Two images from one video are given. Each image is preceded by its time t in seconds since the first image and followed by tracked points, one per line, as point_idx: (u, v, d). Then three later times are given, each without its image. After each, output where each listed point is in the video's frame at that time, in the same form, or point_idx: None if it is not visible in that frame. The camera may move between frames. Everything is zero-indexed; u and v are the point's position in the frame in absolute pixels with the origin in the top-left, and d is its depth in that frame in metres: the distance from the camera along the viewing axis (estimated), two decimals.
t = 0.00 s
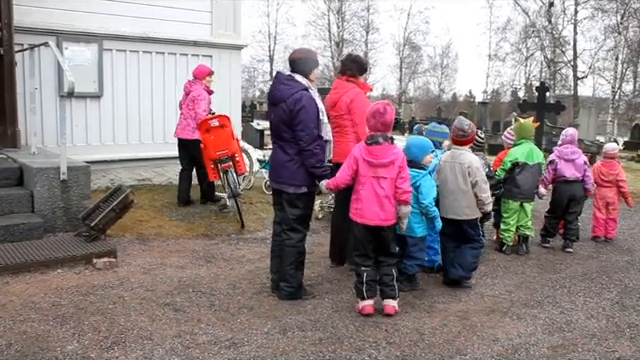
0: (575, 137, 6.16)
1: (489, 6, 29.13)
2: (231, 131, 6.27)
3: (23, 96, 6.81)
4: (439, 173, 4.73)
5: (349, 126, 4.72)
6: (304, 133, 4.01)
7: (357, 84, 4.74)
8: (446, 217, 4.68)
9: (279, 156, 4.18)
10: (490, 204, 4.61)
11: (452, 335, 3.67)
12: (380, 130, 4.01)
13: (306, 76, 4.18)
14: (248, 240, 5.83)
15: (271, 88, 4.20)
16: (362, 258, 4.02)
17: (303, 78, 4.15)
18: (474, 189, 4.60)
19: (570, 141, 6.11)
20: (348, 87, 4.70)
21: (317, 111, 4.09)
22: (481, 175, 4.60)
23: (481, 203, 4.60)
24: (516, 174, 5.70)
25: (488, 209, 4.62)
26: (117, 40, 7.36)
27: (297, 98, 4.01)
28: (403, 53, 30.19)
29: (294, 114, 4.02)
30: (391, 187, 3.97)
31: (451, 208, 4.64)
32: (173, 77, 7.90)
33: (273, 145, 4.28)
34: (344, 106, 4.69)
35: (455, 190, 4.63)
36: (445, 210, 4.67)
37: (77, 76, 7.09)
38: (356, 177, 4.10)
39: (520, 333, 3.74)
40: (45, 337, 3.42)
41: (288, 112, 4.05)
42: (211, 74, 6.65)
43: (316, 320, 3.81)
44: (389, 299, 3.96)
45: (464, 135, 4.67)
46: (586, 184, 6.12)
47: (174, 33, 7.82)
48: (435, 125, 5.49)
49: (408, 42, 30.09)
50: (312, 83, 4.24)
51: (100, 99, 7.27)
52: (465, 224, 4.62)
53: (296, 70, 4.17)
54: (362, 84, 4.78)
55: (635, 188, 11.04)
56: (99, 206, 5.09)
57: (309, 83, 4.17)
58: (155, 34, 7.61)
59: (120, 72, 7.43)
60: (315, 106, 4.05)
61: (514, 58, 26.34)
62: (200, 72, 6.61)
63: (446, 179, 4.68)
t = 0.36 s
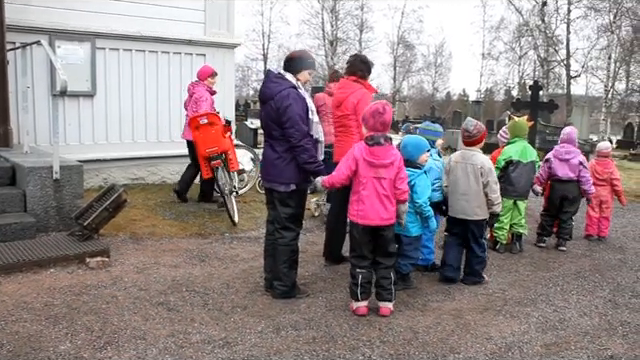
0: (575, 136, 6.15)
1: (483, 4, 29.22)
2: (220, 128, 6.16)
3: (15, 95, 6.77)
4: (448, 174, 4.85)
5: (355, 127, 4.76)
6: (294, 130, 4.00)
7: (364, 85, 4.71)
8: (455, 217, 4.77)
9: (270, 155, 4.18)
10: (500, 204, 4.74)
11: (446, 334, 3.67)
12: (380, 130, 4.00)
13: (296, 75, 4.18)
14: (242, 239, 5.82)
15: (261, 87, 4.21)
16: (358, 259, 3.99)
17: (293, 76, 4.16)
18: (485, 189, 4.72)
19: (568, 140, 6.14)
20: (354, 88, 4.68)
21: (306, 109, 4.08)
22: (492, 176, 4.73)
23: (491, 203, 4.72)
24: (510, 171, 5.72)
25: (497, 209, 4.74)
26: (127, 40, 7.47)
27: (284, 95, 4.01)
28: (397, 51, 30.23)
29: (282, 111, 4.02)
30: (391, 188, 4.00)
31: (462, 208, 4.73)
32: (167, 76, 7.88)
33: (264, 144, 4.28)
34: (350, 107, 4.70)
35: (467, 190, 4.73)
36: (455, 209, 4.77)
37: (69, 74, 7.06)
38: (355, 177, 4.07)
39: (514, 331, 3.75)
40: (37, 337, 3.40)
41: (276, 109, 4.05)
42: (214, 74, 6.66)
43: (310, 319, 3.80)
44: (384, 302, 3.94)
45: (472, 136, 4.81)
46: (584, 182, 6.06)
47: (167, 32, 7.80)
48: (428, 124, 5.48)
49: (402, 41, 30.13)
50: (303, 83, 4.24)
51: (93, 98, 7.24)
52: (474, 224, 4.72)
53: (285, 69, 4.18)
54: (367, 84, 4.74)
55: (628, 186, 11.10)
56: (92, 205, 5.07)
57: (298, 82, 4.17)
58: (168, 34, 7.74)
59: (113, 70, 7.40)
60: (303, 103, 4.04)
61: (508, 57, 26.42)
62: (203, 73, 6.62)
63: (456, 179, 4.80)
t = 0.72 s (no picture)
0: (564, 136, 6.17)
1: (474, 4, 29.33)
2: (210, 126, 6.20)
3: (5, 93, 6.72)
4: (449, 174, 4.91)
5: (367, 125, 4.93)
6: (279, 128, 3.98)
7: (377, 86, 4.96)
8: (456, 216, 4.82)
9: (256, 153, 4.18)
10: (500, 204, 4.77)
11: (437, 332, 3.68)
12: (370, 130, 3.99)
13: (287, 74, 4.18)
14: (233, 238, 5.81)
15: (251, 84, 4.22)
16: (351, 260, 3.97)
17: (283, 76, 4.17)
18: (484, 188, 4.75)
19: (556, 139, 6.17)
20: (369, 87, 4.94)
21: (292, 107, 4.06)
22: (491, 175, 4.75)
23: (490, 202, 4.75)
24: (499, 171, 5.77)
25: (497, 208, 4.77)
26: (135, 41, 7.58)
27: (271, 93, 4.01)
28: (389, 50, 30.28)
29: (267, 109, 4.01)
30: (384, 187, 4.00)
31: (462, 207, 4.77)
32: (158, 75, 7.85)
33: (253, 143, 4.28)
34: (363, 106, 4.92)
35: (466, 190, 4.77)
36: (456, 209, 4.81)
37: (59, 73, 7.01)
38: (347, 178, 4.07)
39: (505, 329, 3.76)
40: (27, 338, 3.38)
41: (263, 107, 4.05)
42: (211, 72, 6.61)
43: (301, 318, 3.80)
44: (376, 302, 3.94)
45: (472, 136, 4.88)
46: (568, 182, 6.05)
47: (159, 30, 7.77)
48: (419, 124, 5.48)
49: (394, 40, 30.19)
50: (295, 84, 4.23)
51: (84, 96, 7.20)
52: (474, 223, 4.75)
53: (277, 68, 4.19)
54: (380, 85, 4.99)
55: (618, 184, 11.19)
56: (82, 205, 5.05)
57: (287, 82, 4.17)
58: (163, 34, 7.75)
59: (104, 69, 7.36)
60: (289, 102, 4.03)
61: (499, 56, 26.53)
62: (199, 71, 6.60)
63: (455, 179, 4.85)
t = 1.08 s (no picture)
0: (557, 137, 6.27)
1: (465, 4, 29.43)
2: (197, 126, 6.12)
3: None
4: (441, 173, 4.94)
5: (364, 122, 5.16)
6: (271, 128, 3.97)
7: (374, 84, 5.20)
8: (448, 214, 4.84)
9: (249, 154, 4.17)
10: (491, 202, 4.79)
11: (428, 331, 3.69)
12: (361, 130, 3.99)
13: (278, 73, 4.18)
14: (225, 238, 5.80)
15: (242, 85, 4.22)
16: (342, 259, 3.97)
17: (274, 75, 4.16)
18: (476, 187, 4.78)
19: (551, 139, 6.21)
20: (365, 86, 5.20)
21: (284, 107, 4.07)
22: (483, 174, 4.78)
23: (482, 200, 4.78)
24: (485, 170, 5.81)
25: (489, 206, 4.80)
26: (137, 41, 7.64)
27: (262, 93, 4.01)
28: (380, 50, 30.32)
29: (259, 109, 4.01)
30: (375, 187, 4.01)
31: (453, 206, 4.79)
32: (149, 74, 7.82)
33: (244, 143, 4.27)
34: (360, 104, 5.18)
35: (458, 188, 4.79)
36: (448, 208, 4.83)
37: (49, 72, 6.97)
38: (338, 179, 4.07)
39: (496, 328, 3.78)
40: (17, 339, 3.35)
41: (255, 108, 4.05)
42: (204, 71, 6.58)
43: (292, 318, 3.80)
44: (368, 302, 3.94)
45: (463, 134, 4.87)
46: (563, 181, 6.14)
47: (149, 29, 7.74)
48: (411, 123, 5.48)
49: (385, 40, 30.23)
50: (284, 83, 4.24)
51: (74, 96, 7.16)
52: (465, 221, 4.77)
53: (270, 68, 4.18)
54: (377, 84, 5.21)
55: (608, 184, 11.26)
56: (73, 205, 5.02)
57: (278, 81, 4.17)
58: (154, 33, 7.71)
59: (94, 68, 7.32)
60: (281, 102, 4.03)
61: (491, 56, 26.64)
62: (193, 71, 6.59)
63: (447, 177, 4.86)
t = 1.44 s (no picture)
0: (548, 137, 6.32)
1: (456, 5, 29.54)
2: (181, 127, 6.05)
3: None
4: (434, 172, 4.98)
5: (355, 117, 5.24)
6: (270, 131, 3.99)
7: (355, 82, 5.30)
8: (439, 213, 4.87)
9: (248, 155, 4.17)
10: (477, 203, 4.76)
11: (419, 331, 3.70)
12: (353, 131, 4.01)
13: (268, 71, 4.19)
14: (216, 238, 5.78)
15: (237, 87, 4.20)
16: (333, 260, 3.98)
17: (267, 76, 4.17)
18: (462, 186, 4.79)
19: (543, 139, 6.23)
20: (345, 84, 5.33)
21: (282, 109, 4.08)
22: (470, 173, 4.77)
23: (468, 201, 4.76)
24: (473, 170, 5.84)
25: (475, 207, 4.76)
26: (132, 41, 7.65)
27: (261, 96, 4.01)
28: (371, 50, 30.37)
29: (259, 113, 4.02)
30: (367, 188, 4.02)
31: (442, 204, 4.83)
32: (139, 74, 7.79)
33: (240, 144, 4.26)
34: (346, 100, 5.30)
35: (445, 187, 4.84)
36: (438, 206, 4.86)
37: (38, 72, 6.93)
38: (330, 179, 4.07)
39: (486, 327, 3.80)
40: (5, 340, 3.33)
41: (253, 110, 4.05)
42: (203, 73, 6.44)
43: (283, 318, 3.80)
44: (359, 302, 3.95)
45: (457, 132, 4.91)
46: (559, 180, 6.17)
47: (140, 29, 7.71)
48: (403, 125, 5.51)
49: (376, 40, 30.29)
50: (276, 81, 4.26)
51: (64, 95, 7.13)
52: (453, 221, 4.79)
53: (258, 68, 4.17)
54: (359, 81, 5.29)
55: (597, 184, 11.33)
56: (62, 205, 4.99)
57: (271, 81, 4.18)
58: (144, 32, 7.69)
59: (84, 68, 7.29)
60: (279, 104, 4.05)
61: (481, 57, 26.76)
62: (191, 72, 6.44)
63: (438, 177, 4.91)
